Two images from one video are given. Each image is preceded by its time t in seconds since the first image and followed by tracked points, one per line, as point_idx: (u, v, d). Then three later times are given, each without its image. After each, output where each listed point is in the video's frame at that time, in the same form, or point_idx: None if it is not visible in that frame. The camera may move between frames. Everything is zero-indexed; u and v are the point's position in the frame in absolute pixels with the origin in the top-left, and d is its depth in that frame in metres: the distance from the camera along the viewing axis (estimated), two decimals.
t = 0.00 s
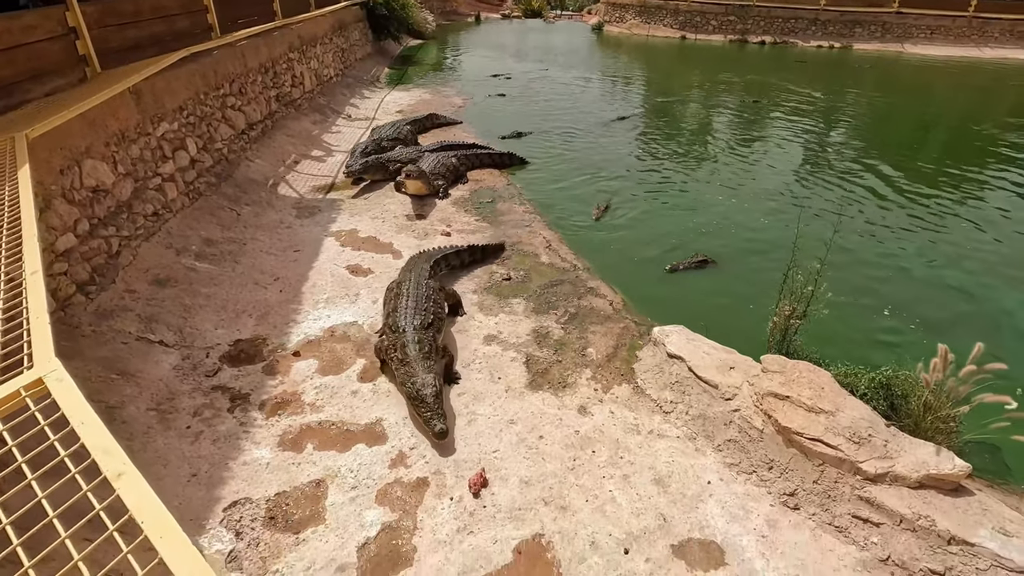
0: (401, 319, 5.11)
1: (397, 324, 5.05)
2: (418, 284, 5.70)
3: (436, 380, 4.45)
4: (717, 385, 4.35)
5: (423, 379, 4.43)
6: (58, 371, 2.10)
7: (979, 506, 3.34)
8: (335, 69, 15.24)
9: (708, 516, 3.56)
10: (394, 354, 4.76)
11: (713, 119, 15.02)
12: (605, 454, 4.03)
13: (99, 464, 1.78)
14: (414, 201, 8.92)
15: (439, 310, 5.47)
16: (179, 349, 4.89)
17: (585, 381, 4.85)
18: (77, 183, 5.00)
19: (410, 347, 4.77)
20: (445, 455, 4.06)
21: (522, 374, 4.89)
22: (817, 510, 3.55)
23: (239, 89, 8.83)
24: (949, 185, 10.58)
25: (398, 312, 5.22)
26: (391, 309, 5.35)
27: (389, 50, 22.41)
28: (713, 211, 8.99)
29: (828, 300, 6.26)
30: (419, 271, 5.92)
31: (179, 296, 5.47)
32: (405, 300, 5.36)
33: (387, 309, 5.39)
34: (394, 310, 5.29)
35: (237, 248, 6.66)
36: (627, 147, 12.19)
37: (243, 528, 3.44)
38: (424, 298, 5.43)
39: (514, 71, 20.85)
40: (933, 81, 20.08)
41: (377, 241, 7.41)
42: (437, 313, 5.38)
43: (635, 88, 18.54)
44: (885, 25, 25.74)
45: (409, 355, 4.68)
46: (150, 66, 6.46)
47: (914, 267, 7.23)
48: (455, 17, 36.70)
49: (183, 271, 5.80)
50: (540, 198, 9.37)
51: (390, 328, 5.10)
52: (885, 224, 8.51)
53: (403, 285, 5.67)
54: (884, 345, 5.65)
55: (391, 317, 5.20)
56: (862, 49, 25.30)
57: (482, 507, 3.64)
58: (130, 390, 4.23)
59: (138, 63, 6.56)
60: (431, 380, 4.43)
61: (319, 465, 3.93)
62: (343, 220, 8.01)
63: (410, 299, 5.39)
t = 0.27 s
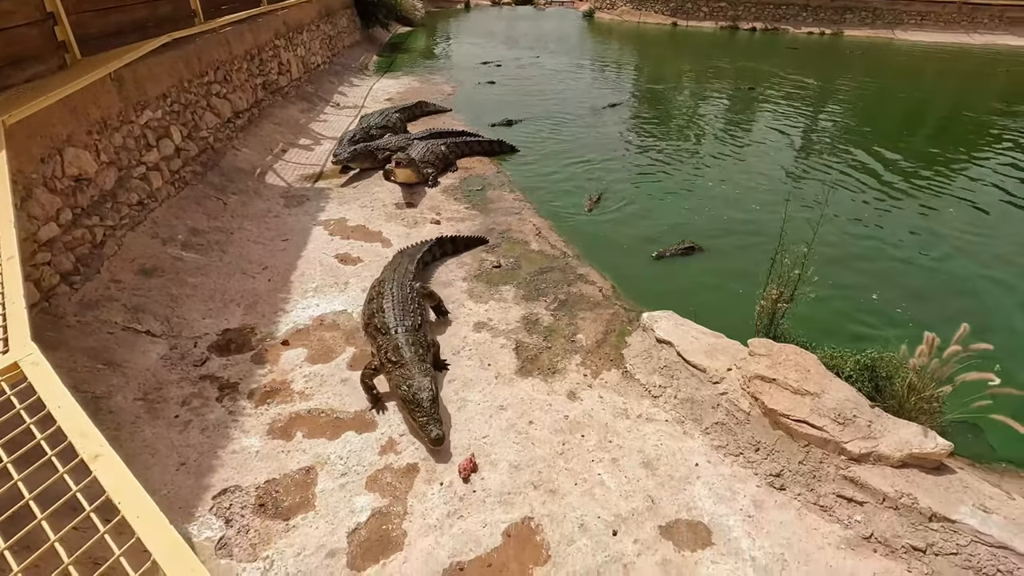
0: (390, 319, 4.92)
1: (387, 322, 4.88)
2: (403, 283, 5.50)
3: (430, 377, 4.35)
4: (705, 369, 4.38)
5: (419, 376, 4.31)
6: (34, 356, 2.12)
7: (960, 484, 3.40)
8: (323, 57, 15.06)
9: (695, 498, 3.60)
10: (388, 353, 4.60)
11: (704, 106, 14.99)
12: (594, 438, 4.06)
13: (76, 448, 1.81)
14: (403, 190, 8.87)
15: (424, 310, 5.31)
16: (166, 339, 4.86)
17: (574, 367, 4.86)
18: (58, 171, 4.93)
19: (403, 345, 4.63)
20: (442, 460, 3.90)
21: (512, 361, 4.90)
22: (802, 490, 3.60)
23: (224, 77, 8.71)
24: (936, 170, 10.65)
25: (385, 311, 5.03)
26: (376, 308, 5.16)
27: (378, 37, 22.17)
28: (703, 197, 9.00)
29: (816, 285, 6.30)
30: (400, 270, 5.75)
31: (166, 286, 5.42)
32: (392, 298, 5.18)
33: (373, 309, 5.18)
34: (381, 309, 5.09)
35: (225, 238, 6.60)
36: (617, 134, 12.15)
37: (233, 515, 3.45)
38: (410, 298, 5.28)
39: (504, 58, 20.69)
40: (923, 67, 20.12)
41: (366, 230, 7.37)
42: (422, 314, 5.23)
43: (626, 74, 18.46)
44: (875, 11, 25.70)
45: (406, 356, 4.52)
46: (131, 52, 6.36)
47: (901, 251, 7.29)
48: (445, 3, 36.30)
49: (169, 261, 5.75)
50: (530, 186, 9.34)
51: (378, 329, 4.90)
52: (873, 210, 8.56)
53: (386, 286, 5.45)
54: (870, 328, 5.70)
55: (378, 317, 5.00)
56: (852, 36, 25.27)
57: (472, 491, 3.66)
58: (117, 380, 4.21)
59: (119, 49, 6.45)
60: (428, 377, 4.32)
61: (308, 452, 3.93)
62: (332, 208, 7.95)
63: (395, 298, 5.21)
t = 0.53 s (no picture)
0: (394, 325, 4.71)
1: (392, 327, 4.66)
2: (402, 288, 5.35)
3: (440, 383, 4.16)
4: (699, 358, 4.39)
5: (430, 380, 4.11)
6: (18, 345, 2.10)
7: (949, 471, 3.43)
8: (316, 48, 14.94)
9: (687, 486, 3.62)
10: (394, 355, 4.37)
11: (699, 97, 14.96)
12: (587, 428, 4.08)
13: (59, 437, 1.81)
14: (397, 182, 8.83)
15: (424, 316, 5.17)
16: (158, 332, 4.84)
17: (568, 357, 4.87)
18: (47, 163, 4.89)
19: (411, 352, 4.42)
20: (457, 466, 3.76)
21: (505, 352, 4.90)
22: (793, 478, 3.62)
23: (215, 68, 8.64)
24: (930, 161, 10.66)
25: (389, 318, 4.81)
26: (377, 314, 4.92)
27: (371, 28, 22.01)
28: (698, 188, 8.99)
29: (810, 276, 6.32)
30: (402, 278, 5.54)
31: (158, 279, 5.39)
32: (396, 305, 4.99)
33: (373, 314, 4.94)
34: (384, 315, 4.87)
35: (217, 230, 6.56)
36: (612, 125, 12.12)
37: (226, 507, 3.45)
38: (412, 307, 5.09)
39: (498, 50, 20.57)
40: (918, 58, 20.09)
41: (360, 222, 7.34)
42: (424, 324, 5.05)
43: (621, 65, 18.38)
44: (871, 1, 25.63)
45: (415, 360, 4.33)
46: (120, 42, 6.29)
47: (894, 242, 7.30)
48: None
49: (161, 254, 5.71)
50: (524, 177, 9.32)
51: (379, 333, 4.66)
52: (867, 201, 8.56)
53: (388, 294, 5.24)
54: (864, 318, 5.71)
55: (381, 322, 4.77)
56: (848, 26, 25.20)
57: (466, 481, 3.68)
58: (109, 373, 4.20)
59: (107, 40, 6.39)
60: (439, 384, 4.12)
61: (302, 444, 3.93)
62: (326, 201, 7.92)
63: (399, 306, 5.01)
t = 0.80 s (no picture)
0: (395, 330, 4.64)
1: (392, 333, 4.58)
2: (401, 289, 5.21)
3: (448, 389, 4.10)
4: (695, 353, 4.39)
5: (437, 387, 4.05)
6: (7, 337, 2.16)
7: (944, 465, 3.42)
8: (315, 43, 14.90)
9: (683, 480, 3.63)
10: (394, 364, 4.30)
11: (698, 92, 14.92)
12: (583, 423, 4.08)
13: (46, 426, 1.87)
14: (396, 177, 8.82)
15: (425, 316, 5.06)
16: (156, 326, 4.85)
17: (565, 352, 4.87)
18: (44, 157, 4.89)
19: (412, 360, 4.35)
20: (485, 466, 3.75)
21: (502, 347, 4.90)
22: (789, 472, 3.63)
23: (213, 63, 8.62)
24: (930, 157, 10.63)
25: (389, 322, 4.73)
26: (377, 317, 4.84)
27: (370, 23, 21.95)
28: (696, 184, 8.97)
29: (809, 272, 6.30)
30: (404, 279, 5.45)
31: (155, 274, 5.39)
32: (396, 306, 4.90)
33: (372, 318, 4.86)
34: (383, 319, 4.78)
35: (215, 225, 6.55)
36: (611, 121, 12.09)
37: (222, 500, 3.46)
38: (414, 308, 5.01)
39: (498, 45, 20.51)
40: (919, 53, 20.03)
41: (358, 217, 7.33)
42: (427, 324, 4.98)
43: (621, 61, 18.33)
44: None
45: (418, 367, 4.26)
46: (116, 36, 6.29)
47: (894, 238, 7.28)
48: None
49: (158, 248, 5.71)
50: (523, 173, 9.30)
51: (378, 340, 4.59)
52: (867, 196, 8.53)
53: (390, 294, 5.11)
54: (861, 314, 5.69)
55: (381, 328, 4.70)
56: (849, 21, 25.12)
57: (462, 475, 3.68)
58: (106, 367, 4.20)
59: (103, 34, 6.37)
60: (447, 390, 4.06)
61: (298, 438, 3.94)
62: (324, 196, 7.91)
63: (400, 309, 4.89)
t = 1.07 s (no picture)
0: (387, 328, 4.55)
1: (383, 332, 4.50)
2: (391, 288, 5.12)
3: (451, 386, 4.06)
4: (699, 351, 4.39)
5: (440, 385, 3.99)
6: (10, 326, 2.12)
7: (949, 465, 3.40)
8: (321, 40, 14.94)
9: (686, 478, 3.62)
10: (393, 365, 4.23)
11: (705, 90, 14.85)
12: (586, 420, 4.08)
13: (48, 415, 1.84)
14: (400, 174, 8.84)
15: (418, 312, 4.99)
16: (161, 321, 4.88)
17: (568, 350, 4.87)
18: (51, 152, 4.92)
19: (408, 357, 4.28)
20: (481, 471, 3.69)
21: (505, 344, 4.91)
22: (792, 471, 3.62)
23: (220, 60, 8.66)
24: (938, 156, 10.54)
25: (380, 321, 4.65)
26: (369, 319, 4.76)
27: (377, 21, 21.98)
28: (702, 182, 8.93)
29: (816, 271, 6.26)
30: (396, 277, 5.37)
31: (161, 269, 5.42)
32: (387, 305, 4.83)
33: (366, 321, 4.78)
34: (374, 319, 4.70)
35: (221, 221, 6.58)
36: (616, 119, 12.06)
37: (226, 494, 3.48)
38: (405, 304, 4.93)
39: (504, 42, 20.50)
40: (929, 52, 19.85)
41: (362, 214, 7.35)
42: (421, 318, 4.90)
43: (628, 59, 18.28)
44: None
45: (417, 364, 4.20)
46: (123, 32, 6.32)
47: (901, 237, 7.22)
48: None
49: (164, 244, 5.74)
50: (528, 170, 9.29)
51: (373, 340, 4.51)
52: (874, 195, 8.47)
53: (382, 294, 5.04)
54: (866, 313, 5.66)
55: (372, 328, 4.61)
56: (858, 19, 24.90)
57: (464, 472, 3.69)
58: (112, 361, 4.23)
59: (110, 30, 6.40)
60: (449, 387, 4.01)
61: (301, 433, 3.96)
62: (329, 192, 7.93)
63: (390, 307, 4.81)
